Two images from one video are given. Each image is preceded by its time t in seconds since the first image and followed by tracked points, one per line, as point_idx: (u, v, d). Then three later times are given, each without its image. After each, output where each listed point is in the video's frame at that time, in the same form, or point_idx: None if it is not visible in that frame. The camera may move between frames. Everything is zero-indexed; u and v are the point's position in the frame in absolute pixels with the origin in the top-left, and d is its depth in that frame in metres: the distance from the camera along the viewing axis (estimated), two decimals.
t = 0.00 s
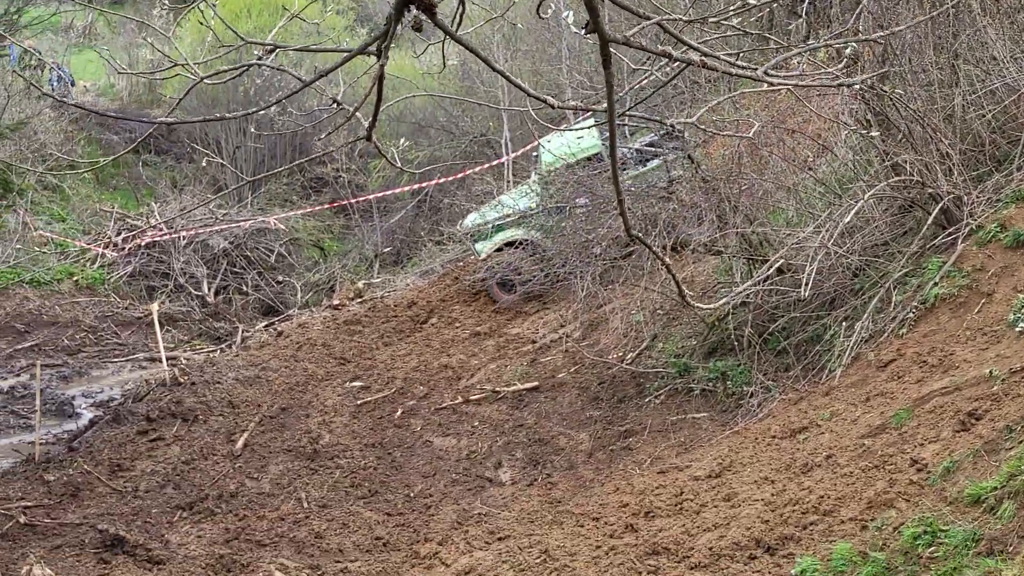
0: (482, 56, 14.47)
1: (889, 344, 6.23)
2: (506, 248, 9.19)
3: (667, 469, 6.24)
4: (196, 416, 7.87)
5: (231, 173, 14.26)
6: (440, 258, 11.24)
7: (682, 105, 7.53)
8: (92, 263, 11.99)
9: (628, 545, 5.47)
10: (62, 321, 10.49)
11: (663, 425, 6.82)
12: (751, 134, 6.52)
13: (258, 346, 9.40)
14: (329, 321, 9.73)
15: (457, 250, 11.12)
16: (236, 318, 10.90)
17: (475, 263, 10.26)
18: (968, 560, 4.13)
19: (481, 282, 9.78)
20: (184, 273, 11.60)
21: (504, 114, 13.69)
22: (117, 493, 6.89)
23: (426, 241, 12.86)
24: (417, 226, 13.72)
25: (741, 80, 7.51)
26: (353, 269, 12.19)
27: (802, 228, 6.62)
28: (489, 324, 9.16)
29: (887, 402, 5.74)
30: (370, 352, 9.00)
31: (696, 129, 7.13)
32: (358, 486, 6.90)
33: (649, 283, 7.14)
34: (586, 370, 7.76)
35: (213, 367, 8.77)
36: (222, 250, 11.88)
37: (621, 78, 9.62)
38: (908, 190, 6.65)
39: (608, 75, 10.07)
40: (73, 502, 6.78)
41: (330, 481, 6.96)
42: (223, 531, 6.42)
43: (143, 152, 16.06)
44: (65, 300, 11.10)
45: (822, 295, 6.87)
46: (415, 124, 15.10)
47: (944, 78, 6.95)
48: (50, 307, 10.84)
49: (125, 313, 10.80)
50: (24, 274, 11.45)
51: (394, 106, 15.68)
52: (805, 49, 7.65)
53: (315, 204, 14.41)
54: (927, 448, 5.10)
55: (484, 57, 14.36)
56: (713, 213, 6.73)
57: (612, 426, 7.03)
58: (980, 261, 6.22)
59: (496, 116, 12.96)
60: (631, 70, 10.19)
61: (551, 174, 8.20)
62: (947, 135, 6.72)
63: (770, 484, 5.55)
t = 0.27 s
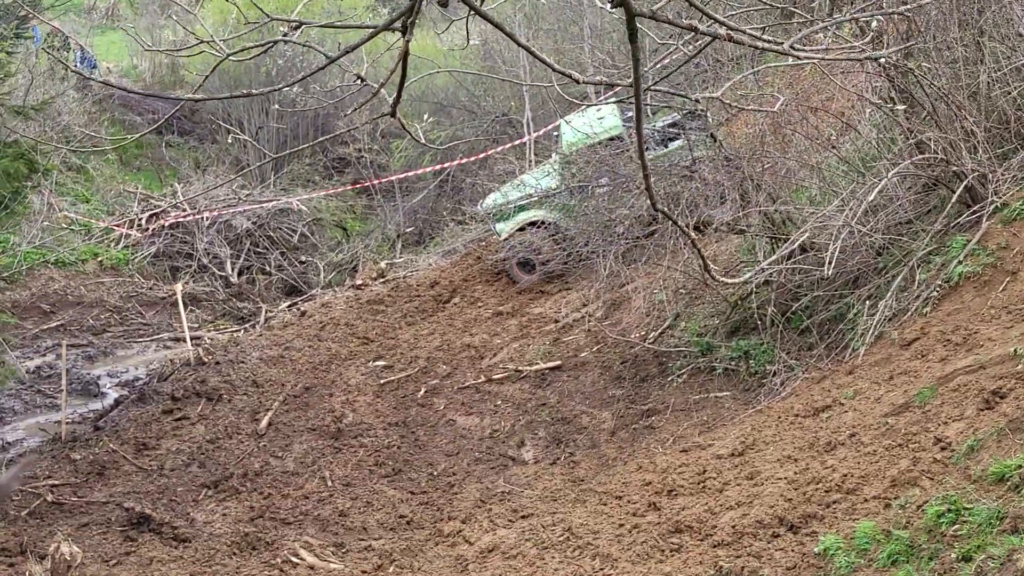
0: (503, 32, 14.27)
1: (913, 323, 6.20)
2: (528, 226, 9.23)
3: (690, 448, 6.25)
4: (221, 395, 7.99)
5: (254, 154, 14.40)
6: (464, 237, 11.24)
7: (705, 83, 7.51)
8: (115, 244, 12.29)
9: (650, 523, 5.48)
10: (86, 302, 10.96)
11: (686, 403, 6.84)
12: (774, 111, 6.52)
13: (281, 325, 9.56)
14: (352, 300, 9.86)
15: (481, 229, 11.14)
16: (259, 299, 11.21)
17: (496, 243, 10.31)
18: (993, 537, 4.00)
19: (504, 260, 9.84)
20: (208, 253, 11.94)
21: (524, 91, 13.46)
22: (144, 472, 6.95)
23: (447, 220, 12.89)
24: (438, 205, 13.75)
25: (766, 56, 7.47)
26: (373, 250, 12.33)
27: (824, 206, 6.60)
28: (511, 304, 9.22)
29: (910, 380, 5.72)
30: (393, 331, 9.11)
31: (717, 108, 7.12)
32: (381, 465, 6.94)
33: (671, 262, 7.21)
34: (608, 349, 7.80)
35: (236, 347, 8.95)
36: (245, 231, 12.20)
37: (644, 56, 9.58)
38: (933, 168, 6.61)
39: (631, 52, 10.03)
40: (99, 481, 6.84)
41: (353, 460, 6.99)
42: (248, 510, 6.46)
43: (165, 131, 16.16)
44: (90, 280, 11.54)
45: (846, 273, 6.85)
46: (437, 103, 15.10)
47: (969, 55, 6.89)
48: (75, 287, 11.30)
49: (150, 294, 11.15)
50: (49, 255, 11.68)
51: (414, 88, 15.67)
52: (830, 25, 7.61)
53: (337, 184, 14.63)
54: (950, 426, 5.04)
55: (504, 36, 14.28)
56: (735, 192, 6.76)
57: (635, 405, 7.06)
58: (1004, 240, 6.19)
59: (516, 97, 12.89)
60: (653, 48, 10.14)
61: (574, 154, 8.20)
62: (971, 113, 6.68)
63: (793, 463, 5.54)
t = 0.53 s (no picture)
0: (510, 13, 14.12)
1: (922, 302, 6.17)
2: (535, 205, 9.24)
3: (698, 427, 6.26)
4: (229, 375, 8.04)
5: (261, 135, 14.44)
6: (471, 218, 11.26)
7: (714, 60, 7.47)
8: (124, 224, 12.47)
9: (658, 503, 5.49)
10: (96, 282, 11.01)
11: (693, 383, 6.86)
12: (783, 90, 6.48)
13: (290, 306, 9.67)
14: (360, 282, 9.95)
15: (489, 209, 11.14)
16: (268, 279, 11.28)
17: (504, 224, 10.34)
18: (1001, 516, 3.98)
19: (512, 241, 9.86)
20: (218, 234, 12.04)
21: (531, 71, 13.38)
22: (153, 452, 6.98)
23: (455, 201, 12.89)
24: (447, 186, 13.73)
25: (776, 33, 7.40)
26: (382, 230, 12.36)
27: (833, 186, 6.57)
28: (520, 284, 9.25)
29: (919, 359, 5.70)
30: (401, 312, 9.17)
31: (725, 87, 7.09)
32: (389, 445, 6.95)
33: (679, 242, 7.21)
34: (616, 328, 7.81)
35: (245, 328, 9.05)
36: (254, 212, 12.27)
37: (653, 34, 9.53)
38: (943, 147, 6.57)
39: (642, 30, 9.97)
40: (109, 461, 6.88)
41: (361, 440, 7.02)
42: (257, 489, 6.49)
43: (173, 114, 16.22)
44: (99, 262, 11.62)
45: (855, 252, 6.82)
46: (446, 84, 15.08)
47: (980, 33, 6.83)
48: (84, 269, 11.39)
49: (159, 275, 11.30)
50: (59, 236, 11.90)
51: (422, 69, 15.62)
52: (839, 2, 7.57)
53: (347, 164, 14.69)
54: (959, 406, 5.02)
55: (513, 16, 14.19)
56: (744, 170, 6.77)
57: (642, 384, 7.07)
58: (1014, 219, 6.15)
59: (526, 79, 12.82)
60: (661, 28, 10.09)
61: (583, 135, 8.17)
62: (981, 92, 6.63)
63: (801, 442, 5.54)
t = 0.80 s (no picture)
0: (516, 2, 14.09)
1: (928, 292, 6.15)
2: (540, 194, 9.23)
3: (703, 416, 6.26)
4: (235, 364, 8.06)
5: (267, 124, 14.46)
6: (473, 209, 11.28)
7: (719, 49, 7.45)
8: (130, 214, 12.54)
9: (663, 492, 5.49)
10: (101, 272, 11.05)
11: (699, 372, 6.86)
12: (788, 78, 6.46)
13: (295, 296, 9.67)
14: (366, 271, 9.97)
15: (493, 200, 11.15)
16: (273, 269, 11.29)
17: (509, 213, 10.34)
18: (1006, 505, 3.98)
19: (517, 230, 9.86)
20: (223, 224, 12.09)
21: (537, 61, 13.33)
22: (159, 441, 7.00)
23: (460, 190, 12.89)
24: (451, 175, 13.73)
25: (781, 22, 7.37)
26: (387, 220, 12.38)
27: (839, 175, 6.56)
28: (525, 274, 9.25)
29: (925, 348, 5.69)
30: (406, 302, 9.17)
31: (730, 76, 7.08)
32: (394, 434, 6.96)
33: (684, 231, 7.19)
34: (621, 318, 7.81)
35: (251, 318, 9.06)
36: (259, 201, 12.30)
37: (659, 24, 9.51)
38: (949, 135, 6.55)
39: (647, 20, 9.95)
40: (115, 450, 6.89)
41: (367, 430, 7.03)
42: (263, 478, 6.51)
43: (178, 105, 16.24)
44: (105, 252, 11.67)
45: (860, 241, 6.81)
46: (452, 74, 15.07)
47: (987, 22, 6.81)
48: (90, 259, 11.43)
49: (165, 265, 11.33)
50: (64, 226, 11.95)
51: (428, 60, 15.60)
52: None
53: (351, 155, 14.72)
54: (965, 395, 5.01)
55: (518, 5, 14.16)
56: (749, 159, 6.76)
57: (648, 374, 7.07)
58: (1021, 208, 6.13)
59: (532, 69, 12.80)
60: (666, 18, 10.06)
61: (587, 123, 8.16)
62: (988, 81, 6.60)
63: (806, 431, 5.54)
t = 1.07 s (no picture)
0: None
1: (935, 286, 6.14)
2: (546, 189, 9.23)
3: (709, 411, 6.26)
4: (242, 359, 8.07)
5: (272, 120, 14.47)
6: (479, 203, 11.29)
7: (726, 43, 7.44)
8: (136, 210, 12.56)
9: (670, 487, 5.50)
10: (107, 268, 11.07)
11: (705, 367, 6.86)
12: (795, 73, 6.45)
13: (301, 291, 9.67)
14: (372, 266, 9.98)
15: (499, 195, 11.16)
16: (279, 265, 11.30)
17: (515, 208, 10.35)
18: (1014, 500, 3.97)
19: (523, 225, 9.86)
20: (229, 220, 12.12)
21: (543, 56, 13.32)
22: (167, 436, 7.01)
23: (466, 185, 12.90)
24: (458, 169, 13.74)
25: (788, 16, 7.36)
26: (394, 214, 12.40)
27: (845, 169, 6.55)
28: (531, 269, 9.26)
29: (932, 343, 5.68)
30: (412, 297, 9.17)
31: (736, 70, 7.07)
32: (401, 429, 6.97)
33: (691, 226, 7.18)
34: (627, 313, 7.81)
35: (257, 313, 9.07)
36: (265, 197, 12.31)
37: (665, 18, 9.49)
38: (957, 129, 6.53)
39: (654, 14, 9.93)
40: (122, 445, 6.91)
41: (373, 425, 7.04)
42: (270, 473, 6.51)
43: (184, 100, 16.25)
44: (111, 247, 11.70)
45: (867, 236, 6.80)
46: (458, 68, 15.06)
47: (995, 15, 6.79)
48: (96, 254, 11.46)
49: (171, 260, 11.35)
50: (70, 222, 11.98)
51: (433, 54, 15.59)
52: None
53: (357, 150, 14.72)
54: (972, 390, 5.00)
55: None
56: (754, 154, 6.75)
57: (654, 368, 7.08)
58: None
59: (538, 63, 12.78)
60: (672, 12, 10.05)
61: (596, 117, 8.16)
62: (996, 75, 6.58)
63: (813, 426, 5.54)
